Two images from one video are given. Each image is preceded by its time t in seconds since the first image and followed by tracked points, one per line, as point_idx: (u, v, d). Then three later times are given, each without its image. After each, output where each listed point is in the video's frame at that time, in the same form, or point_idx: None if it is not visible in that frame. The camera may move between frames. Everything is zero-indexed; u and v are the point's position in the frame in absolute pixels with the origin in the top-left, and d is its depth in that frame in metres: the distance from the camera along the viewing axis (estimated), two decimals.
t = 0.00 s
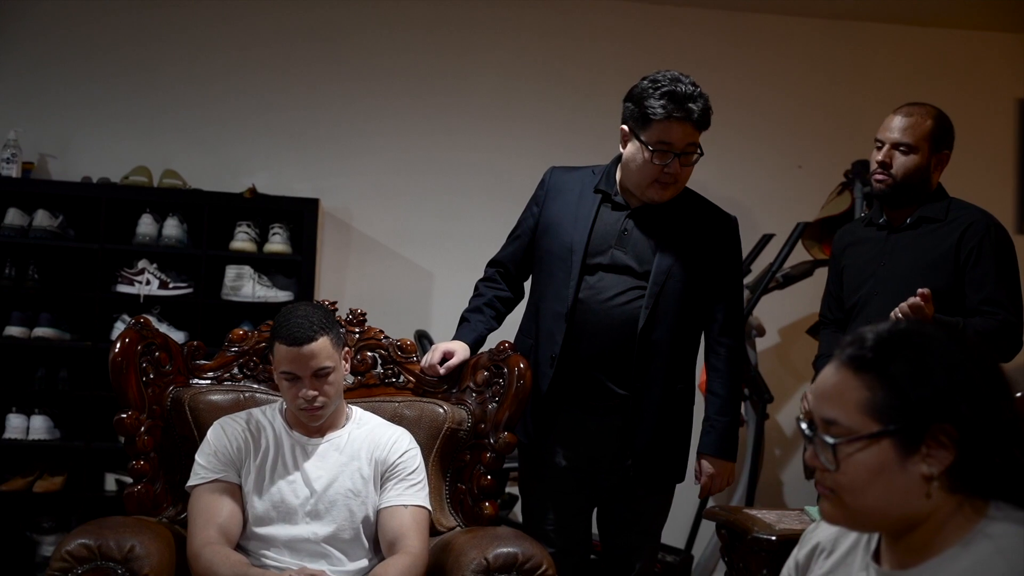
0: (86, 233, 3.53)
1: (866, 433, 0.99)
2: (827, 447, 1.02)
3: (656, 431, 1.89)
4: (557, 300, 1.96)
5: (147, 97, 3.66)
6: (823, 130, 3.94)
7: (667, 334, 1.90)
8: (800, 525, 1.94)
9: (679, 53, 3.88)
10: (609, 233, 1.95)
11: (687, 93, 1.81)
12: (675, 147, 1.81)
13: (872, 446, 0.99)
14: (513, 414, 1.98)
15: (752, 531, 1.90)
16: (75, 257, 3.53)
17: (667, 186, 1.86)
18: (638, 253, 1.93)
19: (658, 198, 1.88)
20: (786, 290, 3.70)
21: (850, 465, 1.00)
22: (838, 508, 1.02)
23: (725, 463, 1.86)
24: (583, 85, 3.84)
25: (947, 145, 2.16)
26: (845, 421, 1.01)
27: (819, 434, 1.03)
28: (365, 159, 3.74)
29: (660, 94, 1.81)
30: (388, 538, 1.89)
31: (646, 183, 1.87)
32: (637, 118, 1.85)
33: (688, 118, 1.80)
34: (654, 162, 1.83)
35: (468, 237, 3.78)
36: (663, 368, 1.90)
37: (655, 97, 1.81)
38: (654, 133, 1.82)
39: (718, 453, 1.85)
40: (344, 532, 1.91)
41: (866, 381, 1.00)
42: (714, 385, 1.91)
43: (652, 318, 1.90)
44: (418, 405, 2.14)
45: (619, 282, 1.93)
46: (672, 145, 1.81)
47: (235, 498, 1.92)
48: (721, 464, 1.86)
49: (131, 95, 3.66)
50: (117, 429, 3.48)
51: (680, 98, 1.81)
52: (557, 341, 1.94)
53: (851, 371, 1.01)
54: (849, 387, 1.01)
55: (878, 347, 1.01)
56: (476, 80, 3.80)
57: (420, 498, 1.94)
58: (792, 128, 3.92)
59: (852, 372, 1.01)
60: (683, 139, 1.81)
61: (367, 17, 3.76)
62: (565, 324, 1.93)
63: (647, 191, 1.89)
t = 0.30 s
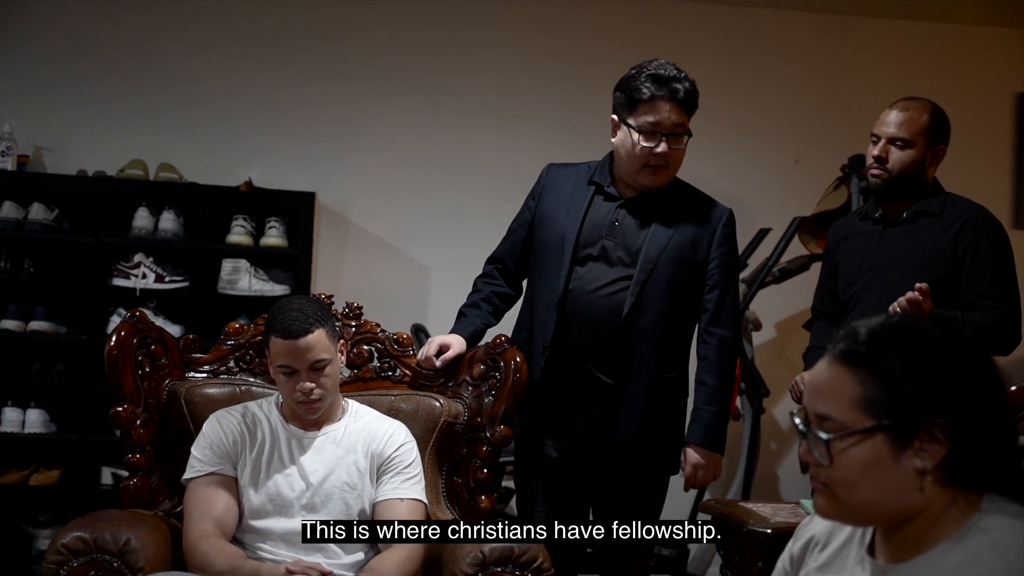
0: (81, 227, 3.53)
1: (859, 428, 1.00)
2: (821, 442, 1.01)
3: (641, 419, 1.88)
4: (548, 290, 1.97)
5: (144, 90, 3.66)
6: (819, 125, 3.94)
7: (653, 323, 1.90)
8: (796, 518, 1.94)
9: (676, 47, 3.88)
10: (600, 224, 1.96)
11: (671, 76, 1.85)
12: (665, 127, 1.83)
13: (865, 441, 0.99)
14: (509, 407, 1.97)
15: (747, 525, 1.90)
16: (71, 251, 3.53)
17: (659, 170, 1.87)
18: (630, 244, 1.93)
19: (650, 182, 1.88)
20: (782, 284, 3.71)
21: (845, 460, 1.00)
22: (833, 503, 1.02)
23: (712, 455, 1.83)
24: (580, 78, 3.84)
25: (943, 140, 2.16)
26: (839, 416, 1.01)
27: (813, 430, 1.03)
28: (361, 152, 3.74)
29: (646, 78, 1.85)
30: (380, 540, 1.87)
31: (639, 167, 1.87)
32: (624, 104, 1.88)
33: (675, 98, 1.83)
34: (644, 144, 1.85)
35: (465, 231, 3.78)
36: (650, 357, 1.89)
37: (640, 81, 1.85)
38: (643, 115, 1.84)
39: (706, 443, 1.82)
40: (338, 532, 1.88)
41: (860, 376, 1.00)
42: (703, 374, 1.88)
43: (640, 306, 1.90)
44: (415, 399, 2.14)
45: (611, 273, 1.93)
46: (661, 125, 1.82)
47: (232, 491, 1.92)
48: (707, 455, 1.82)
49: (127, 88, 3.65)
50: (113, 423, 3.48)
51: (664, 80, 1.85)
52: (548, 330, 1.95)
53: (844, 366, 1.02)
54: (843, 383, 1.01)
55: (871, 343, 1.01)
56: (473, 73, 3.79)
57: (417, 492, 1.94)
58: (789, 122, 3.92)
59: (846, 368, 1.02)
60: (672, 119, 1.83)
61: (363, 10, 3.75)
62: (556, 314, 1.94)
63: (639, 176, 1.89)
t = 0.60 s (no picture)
0: (78, 220, 3.52)
1: (856, 421, 0.99)
2: (817, 435, 1.01)
3: (634, 411, 1.88)
4: (545, 282, 1.97)
5: (141, 83, 3.65)
6: (818, 118, 3.93)
7: (647, 313, 1.89)
8: (793, 512, 1.93)
9: (675, 40, 3.88)
10: (596, 216, 1.96)
11: (662, 62, 1.91)
12: (659, 109, 1.87)
13: (861, 434, 0.99)
14: (507, 401, 1.96)
15: (744, 518, 1.89)
16: (68, 245, 3.52)
17: (655, 153, 1.89)
18: (624, 234, 1.93)
19: (647, 166, 1.90)
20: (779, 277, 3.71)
21: (840, 452, 1.00)
22: (828, 495, 1.02)
23: (696, 436, 1.80)
24: (578, 71, 3.84)
25: (938, 134, 2.15)
26: (836, 409, 1.01)
27: (809, 422, 1.03)
28: (359, 145, 3.73)
29: (638, 65, 1.91)
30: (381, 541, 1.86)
31: (635, 152, 1.90)
32: (618, 93, 1.93)
33: (666, 82, 1.89)
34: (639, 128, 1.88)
35: (463, 225, 3.78)
36: (644, 347, 1.89)
37: (632, 69, 1.91)
38: (637, 100, 1.89)
39: (690, 423, 1.79)
40: (338, 532, 1.87)
41: (858, 370, 1.00)
42: (695, 358, 1.86)
43: (635, 294, 1.90)
44: (412, 393, 2.13)
45: (606, 264, 1.93)
46: (654, 108, 1.87)
47: (229, 485, 1.91)
48: (692, 436, 1.80)
49: (124, 82, 3.64)
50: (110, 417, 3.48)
51: (655, 66, 1.90)
52: (545, 321, 1.95)
53: (841, 359, 1.02)
54: (839, 374, 1.01)
55: (868, 335, 1.01)
56: (470, 66, 3.79)
57: (414, 485, 1.93)
58: (787, 116, 3.92)
59: (841, 359, 1.01)
60: (665, 101, 1.87)
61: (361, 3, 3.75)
62: (552, 304, 1.94)
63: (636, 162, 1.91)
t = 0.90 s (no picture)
0: (75, 216, 3.52)
1: (850, 416, 0.99)
2: (811, 429, 1.02)
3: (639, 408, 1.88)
4: (544, 278, 1.97)
5: (138, 79, 3.65)
6: (815, 116, 3.93)
7: (652, 306, 1.89)
8: (790, 509, 1.93)
9: (672, 37, 3.88)
10: (596, 211, 1.96)
11: (658, 55, 1.93)
12: (657, 99, 1.88)
13: (856, 429, 0.99)
14: (504, 396, 1.97)
15: (741, 515, 1.89)
16: (64, 241, 3.52)
17: (654, 143, 1.89)
18: (624, 230, 1.93)
19: (646, 156, 1.89)
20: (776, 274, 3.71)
21: (834, 447, 1.00)
22: (823, 490, 1.03)
23: (709, 440, 1.82)
24: (576, 68, 3.83)
25: (932, 131, 2.15)
26: (830, 404, 1.01)
27: (805, 417, 1.03)
28: (356, 142, 3.73)
29: (634, 58, 1.93)
30: (380, 541, 1.85)
31: (633, 142, 1.89)
32: (615, 87, 1.94)
33: (663, 73, 1.90)
34: (637, 118, 1.88)
35: (461, 222, 3.78)
36: (647, 343, 1.89)
37: (628, 61, 1.92)
38: (634, 91, 1.90)
39: (703, 428, 1.81)
40: (338, 532, 1.86)
41: (854, 366, 1.00)
42: (700, 360, 1.88)
43: (637, 289, 1.90)
44: (409, 389, 2.12)
45: (606, 260, 1.93)
46: (651, 98, 1.88)
47: (226, 480, 1.91)
48: (706, 441, 1.82)
49: (121, 77, 3.64)
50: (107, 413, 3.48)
51: (652, 59, 1.92)
52: (545, 317, 1.95)
53: (837, 354, 1.01)
54: (836, 369, 1.01)
55: (864, 331, 1.00)
56: (468, 63, 3.79)
57: (411, 480, 1.93)
58: (785, 113, 3.92)
59: (838, 355, 1.01)
60: (662, 91, 1.88)
61: None
62: (552, 300, 1.94)
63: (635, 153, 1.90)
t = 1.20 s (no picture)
0: (74, 215, 3.51)
1: (847, 415, 0.99)
2: (808, 427, 1.02)
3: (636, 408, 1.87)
4: (546, 278, 1.97)
5: (138, 78, 3.64)
6: (814, 115, 3.93)
7: (650, 305, 1.89)
8: (788, 508, 1.93)
9: (672, 36, 3.88)
10: (597, 211, 1.96)
11: (655, 53, 1.94)
12: (651, 94, 1.88)
13: (853, 427, 0.99)
14: (503, 396, 1.98)
15: (740, 515, 1.88)
16: (63, 240, 3.51)
17: (651, 137, 1.88)
18: (625, 229, 1.93)
19: (643, 149, 1.89)
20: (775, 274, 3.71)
21: (831, 445, 1.00)
22: (819, 488, 1.03)
23: (716, 442, 1.84)
24: (575, 68, 3.83)
25: (927, 130, 2.16)
26: (827, 401, 1.01)
27: (803, 414, 1.03)
28: (355, 142, 3.73)
29: (630, 57, 1.94)
30: (380, 541, 1.84)
31: (629, 136, 1.89)
32: (613, 86, 1.96)
33: (658, 69, 1.91)
34: (632, 113, 1.89)
35: (460, 222, 3.78)
36: (645, 342, 1.89)
37: (624, 59, 1.94)
38: (629, 87, 1.91)
39: (709, 432, 1.83)
40: (338, 532, 1.86)
41: (853, 364, 1.00)
42: (704, 362, 1.88)
43: (637, 289, 1.89)
44: (408, 389, 2.12)
45: (606, 259, 1.93)
46: (646, 92, 1.89)
47: (224, 479, 1.91)
48: (711, 442, 1.84)
49: (120, 77, 3.64)
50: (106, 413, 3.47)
51: (648, 56, 1.93)
52: (546, 316, 1.95)
53: (836, 353, 1.01)
54: (835, 367, 1.01)
55: (863, 330, 1.00)
56: (467, 62, 3.79)
57: (410, 480, 1.93)
58: (784, 112, 3.92)
59: (837, 353, 1.01)
60: (657, 86, 1.89)
61: None
62: (553, 300, 1.94)
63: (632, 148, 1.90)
